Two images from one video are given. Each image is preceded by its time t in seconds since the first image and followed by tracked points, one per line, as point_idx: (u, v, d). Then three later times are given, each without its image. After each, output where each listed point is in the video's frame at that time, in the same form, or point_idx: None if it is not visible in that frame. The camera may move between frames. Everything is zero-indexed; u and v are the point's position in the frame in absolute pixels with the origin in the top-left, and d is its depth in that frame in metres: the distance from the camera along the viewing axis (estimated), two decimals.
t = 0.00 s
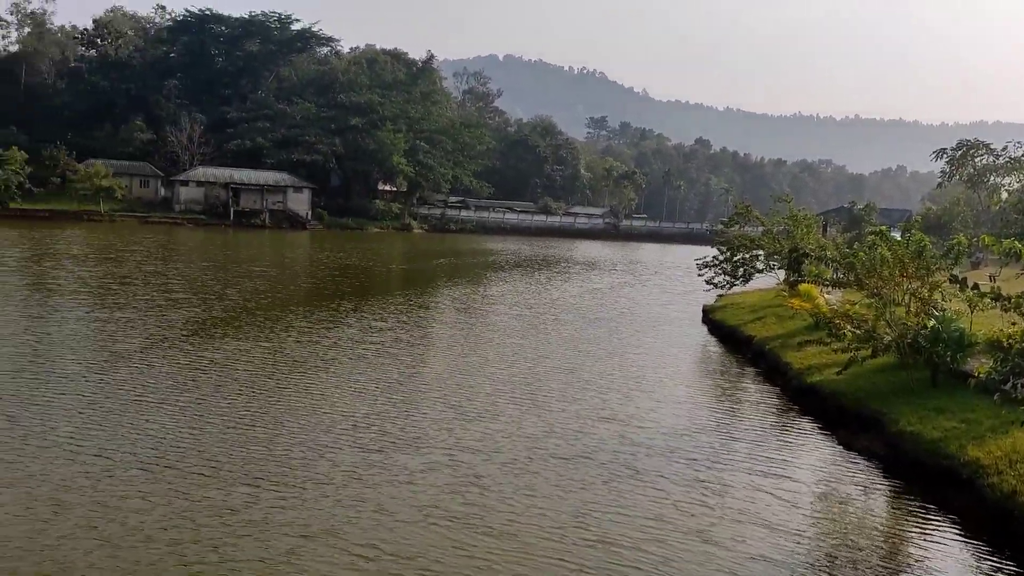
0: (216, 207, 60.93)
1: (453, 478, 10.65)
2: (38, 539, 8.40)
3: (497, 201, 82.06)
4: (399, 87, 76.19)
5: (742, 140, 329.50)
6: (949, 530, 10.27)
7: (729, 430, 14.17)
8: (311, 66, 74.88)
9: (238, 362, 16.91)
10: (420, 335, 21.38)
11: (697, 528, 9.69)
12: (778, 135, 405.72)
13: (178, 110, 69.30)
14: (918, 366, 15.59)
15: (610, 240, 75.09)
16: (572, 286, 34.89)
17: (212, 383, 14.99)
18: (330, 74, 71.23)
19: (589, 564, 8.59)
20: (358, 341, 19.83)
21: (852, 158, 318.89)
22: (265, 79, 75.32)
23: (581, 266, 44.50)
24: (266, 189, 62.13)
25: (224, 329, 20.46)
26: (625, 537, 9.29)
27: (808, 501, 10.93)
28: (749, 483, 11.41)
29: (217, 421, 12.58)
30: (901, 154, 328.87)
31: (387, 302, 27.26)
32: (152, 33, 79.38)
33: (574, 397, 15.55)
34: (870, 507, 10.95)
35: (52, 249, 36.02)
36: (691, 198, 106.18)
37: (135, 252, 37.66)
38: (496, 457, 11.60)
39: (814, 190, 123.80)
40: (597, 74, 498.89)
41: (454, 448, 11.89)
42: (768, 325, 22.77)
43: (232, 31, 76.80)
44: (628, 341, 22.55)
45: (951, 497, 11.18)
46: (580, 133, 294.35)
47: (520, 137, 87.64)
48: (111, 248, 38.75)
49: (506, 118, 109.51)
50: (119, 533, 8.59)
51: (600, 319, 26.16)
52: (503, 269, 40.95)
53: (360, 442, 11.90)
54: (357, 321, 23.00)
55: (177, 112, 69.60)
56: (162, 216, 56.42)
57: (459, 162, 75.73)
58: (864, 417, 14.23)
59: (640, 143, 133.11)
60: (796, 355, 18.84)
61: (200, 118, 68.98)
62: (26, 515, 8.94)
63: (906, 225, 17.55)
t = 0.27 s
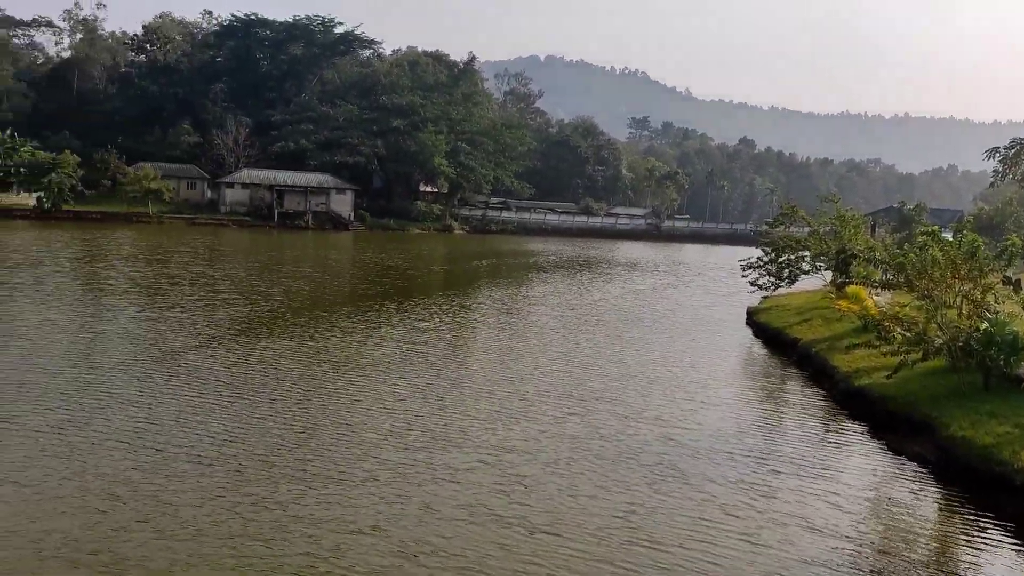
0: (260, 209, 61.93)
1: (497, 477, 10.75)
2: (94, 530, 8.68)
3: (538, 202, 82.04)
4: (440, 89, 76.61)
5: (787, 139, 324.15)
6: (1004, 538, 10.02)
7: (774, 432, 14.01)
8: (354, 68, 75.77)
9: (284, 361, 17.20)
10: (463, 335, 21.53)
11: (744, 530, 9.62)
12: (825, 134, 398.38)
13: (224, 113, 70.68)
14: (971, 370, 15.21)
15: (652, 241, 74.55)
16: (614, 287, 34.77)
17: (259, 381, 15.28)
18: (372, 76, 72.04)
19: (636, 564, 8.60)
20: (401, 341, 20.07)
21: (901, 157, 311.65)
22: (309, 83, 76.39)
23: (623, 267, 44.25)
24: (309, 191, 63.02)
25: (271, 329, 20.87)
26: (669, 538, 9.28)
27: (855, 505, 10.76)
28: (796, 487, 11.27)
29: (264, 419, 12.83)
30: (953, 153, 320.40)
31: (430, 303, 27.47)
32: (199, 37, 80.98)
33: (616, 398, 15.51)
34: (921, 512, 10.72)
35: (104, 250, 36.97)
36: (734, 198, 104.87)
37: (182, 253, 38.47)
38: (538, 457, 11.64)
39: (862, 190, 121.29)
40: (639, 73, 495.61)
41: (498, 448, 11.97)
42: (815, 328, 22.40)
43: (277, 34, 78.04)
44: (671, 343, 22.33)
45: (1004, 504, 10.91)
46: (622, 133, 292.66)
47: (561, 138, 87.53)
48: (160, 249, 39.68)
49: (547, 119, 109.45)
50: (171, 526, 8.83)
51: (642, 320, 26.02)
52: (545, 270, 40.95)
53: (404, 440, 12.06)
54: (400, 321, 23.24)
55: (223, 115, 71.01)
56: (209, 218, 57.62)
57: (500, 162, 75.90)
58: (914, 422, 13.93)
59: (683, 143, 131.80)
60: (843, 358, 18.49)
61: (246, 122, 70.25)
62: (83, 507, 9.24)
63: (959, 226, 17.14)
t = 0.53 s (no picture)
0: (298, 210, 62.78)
1: (533, 475, 10.86)
2: (141, 524, 8.97)
3: (573, 203, 81.93)
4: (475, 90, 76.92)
5: (827, 139, 318.89)
6: None
7: (812, 434, 13.89)
8: (390, 70, 76.40)
9: (321, 361, 17.46)
10: (498, 335, 21.64)
11: (783, 533, 9.57)
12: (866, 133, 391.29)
13: (262, 115, 71.74)
14: (1016, 373, 14.86)
15: (688, 242, 73.98)
16: (650, 288, 34.61)
17: (296, 380, 15.54)
18: (408, 78, 72.61)
19: (674, 565, 8.62)
20: (437, 341, 20.26)
21: (945, 155, 304.73)
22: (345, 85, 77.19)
23: (658, 268, 43.99)
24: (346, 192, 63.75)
25: (309, 329, 21.20)
26: (706, 538, 9.29)
27: (896, 508, 10.64)
28: (835, 488, 11.20)
29: (303, 417, 13.05)
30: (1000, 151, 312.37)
31: (465, 303, 27.63)
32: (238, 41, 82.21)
33: (651, 399, 15.49)
34: (964, 516, 10.57)
35: (146, 251, 37.77)
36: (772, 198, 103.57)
37: (223, 254, 39.18)
38: (575, 457, 11.71)
39: (904, 190, 118.90)
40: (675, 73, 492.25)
41: (534, 447, 12.07)
42: (854, 329, 22.07)
43: (314, 37, 79.01)
44: (707, 344, 22.19)
45: None
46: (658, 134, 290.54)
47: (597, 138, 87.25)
48: (200, 250, 40.50)
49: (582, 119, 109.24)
50: (215, 521, 9.08)
51: (677, 321, 25.90)
52: (580, 271, 40.91)
53: (440, 438, 12.23)
54: (436, 321, 23.45)
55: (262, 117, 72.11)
56: (247, 220, 58.60)
57: (535, 163, 75.94)
58: (956, 425, 13.68)
59: (719, 143, 130.54)
60: (883, 360, 18.20)
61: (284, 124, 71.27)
62: (129, 502, 9.55)
63: (1003, 225, 16.77)
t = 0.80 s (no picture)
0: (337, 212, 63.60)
1: (574, 476, 10.95)
2: (187, 519, 9.24)
3: (611, 204, 81.67)
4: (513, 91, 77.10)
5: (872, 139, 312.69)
6: None
7: (854, 437, 13.75)
8: (427, 72, 76.96)
9: (361, 361, 17.76)
10: (536, 336, 21.73)
11: (825, 537, 9.51)
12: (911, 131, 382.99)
13: (302, 118, 72.74)
14: None
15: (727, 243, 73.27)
16: (689, 290, 34.37)
17: (337, 380, 15.84)
18: (446, 81, 73.10)
19: (717, 566, 8.65)
20: (476, 342, 20.43)
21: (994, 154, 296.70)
22: (384, 88, 77.94)
23: (697, 269, 43.65)
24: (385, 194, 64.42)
25: (349, 330, 21.51)
26: (749, 540, 9.31)
27: (943, 512, 10.51)
28: (879, 492, 11.10)
29: (344, 416, 13.31)
30: None
31: (503, 304, 27.77)
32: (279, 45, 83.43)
33: (690, 401, 15.46)
34: (1012, 522, 10.40)
35: (189, 253, 38.55)
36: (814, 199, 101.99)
37: (265, 255, 39.88)
38: (616, 458, 11.77)
39: (950, 190, 116.23)
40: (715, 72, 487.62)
41: (575, 447, 12.17)
42: (898, 332, 21.71)
43: (353, 40, 79.90)
44: (747, 345, 22.00)
45: None
46: (696, 134, 288.02)
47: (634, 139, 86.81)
48: (241, 251, 41.27)
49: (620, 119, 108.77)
50: (264, 517, 9.32)
51: (717, 323, 25.71)
52: (618, 272, 40.78)
53: (481, 438, 12.38)
54: (475, 323, 23.62)
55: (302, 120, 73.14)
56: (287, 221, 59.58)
57: (573, 164, 75.85)
58: (1003, 430, 13.40)
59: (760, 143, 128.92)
60: (928, 364, 17.90)
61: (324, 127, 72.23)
62: (176, 497, 9.85)
63: None
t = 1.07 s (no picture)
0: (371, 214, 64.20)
1: (611, 477, 11.00)
2: (229, 516, 9.48)
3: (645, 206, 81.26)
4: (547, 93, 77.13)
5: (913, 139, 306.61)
6: None
7: (894, 442, 13.58)
8: (461, 75, 77.36)
9: (396, 362, 17.99)
10: (569, 338, 21.77)
11: (865, 541, 9.45)
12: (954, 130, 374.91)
13: (337, 121, 73.56)
14: None
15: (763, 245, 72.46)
16: (724, 292, 34.09)
17: (374, 380, 16.07)
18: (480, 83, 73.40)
19: (756, 568, 8.65)
20: (511, 344, 20.53)
21: None
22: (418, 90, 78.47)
23: (732, 272, 43.23)
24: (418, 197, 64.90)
25: (384, 331, 21.76)
26: (788, 544, 9.28)
27: (987, 518, 10.36)
28: (921, 496, 10.97)
29: (381, 416, 13.52)
30: None
31: (537, 306, 27.82)
32: (314, 49, 84.34)
33: (726, 403, 15.39)
34: None
35: (226, 254, 39.16)
36: (853, 200, 100.37)
37: (301, 257, 40.40)
38: (653, 460, 11.79)
39: (994, 191, 113.60)
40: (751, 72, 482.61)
41: (611, 449, 12.22)
42: (939, 335, 21.33)
43: (387, 43, 80.55)
44: (783, 349, 21.78)
45: None
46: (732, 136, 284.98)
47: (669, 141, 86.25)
48: (277, 253, 41.89)
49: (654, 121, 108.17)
50: (307, 515, 9.53)
51: (753, 325, 25.49)
52: (652, 274, 40.60)
53: (517, 439, 12.49)
54: (508, 324, 23.73)
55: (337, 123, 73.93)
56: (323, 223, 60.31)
57: (607, 166, 75.62)
58: None
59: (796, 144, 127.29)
60: (969, 368, 17.57)
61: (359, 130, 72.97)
62: (218, 495, 10.10)
63: None
